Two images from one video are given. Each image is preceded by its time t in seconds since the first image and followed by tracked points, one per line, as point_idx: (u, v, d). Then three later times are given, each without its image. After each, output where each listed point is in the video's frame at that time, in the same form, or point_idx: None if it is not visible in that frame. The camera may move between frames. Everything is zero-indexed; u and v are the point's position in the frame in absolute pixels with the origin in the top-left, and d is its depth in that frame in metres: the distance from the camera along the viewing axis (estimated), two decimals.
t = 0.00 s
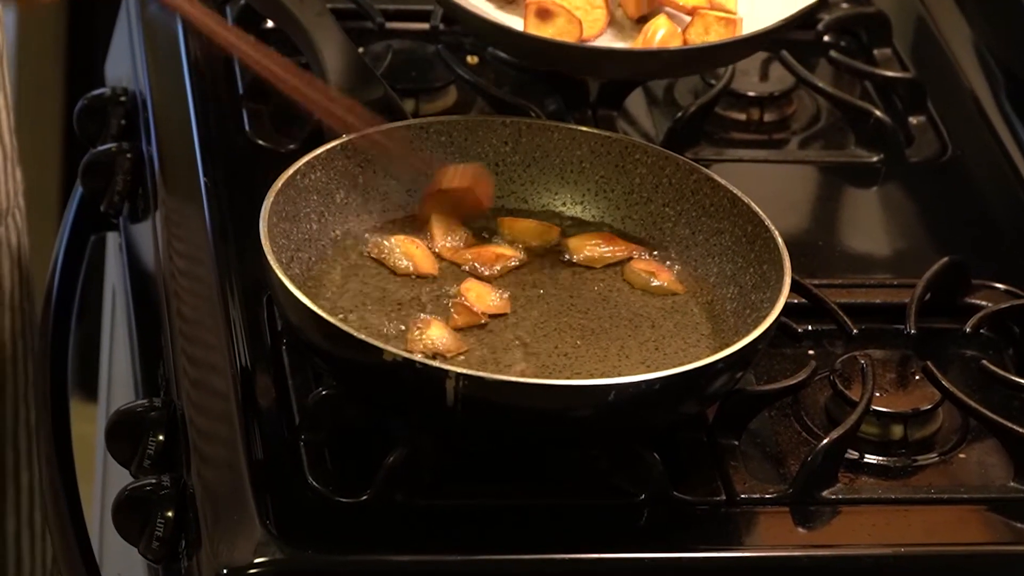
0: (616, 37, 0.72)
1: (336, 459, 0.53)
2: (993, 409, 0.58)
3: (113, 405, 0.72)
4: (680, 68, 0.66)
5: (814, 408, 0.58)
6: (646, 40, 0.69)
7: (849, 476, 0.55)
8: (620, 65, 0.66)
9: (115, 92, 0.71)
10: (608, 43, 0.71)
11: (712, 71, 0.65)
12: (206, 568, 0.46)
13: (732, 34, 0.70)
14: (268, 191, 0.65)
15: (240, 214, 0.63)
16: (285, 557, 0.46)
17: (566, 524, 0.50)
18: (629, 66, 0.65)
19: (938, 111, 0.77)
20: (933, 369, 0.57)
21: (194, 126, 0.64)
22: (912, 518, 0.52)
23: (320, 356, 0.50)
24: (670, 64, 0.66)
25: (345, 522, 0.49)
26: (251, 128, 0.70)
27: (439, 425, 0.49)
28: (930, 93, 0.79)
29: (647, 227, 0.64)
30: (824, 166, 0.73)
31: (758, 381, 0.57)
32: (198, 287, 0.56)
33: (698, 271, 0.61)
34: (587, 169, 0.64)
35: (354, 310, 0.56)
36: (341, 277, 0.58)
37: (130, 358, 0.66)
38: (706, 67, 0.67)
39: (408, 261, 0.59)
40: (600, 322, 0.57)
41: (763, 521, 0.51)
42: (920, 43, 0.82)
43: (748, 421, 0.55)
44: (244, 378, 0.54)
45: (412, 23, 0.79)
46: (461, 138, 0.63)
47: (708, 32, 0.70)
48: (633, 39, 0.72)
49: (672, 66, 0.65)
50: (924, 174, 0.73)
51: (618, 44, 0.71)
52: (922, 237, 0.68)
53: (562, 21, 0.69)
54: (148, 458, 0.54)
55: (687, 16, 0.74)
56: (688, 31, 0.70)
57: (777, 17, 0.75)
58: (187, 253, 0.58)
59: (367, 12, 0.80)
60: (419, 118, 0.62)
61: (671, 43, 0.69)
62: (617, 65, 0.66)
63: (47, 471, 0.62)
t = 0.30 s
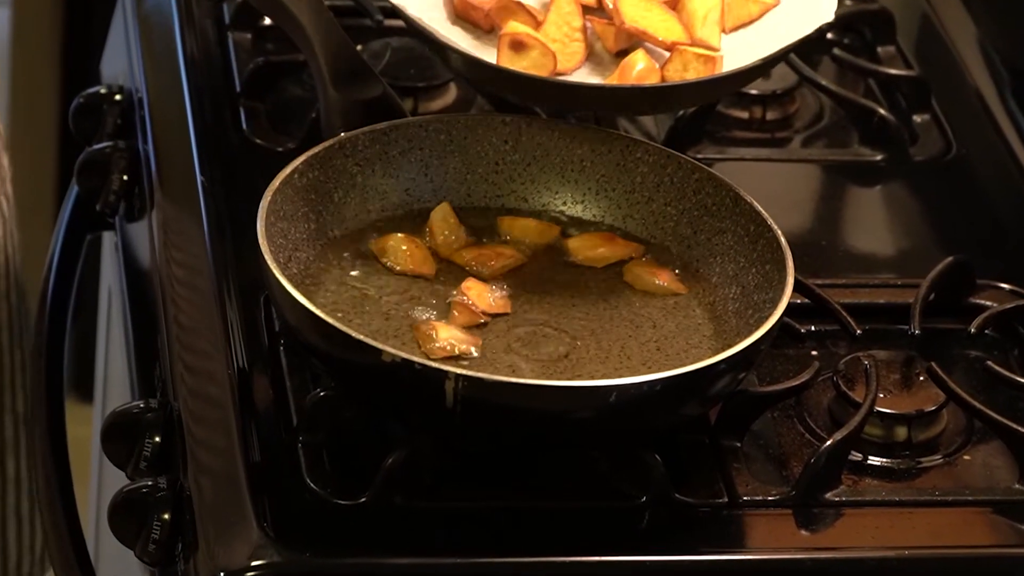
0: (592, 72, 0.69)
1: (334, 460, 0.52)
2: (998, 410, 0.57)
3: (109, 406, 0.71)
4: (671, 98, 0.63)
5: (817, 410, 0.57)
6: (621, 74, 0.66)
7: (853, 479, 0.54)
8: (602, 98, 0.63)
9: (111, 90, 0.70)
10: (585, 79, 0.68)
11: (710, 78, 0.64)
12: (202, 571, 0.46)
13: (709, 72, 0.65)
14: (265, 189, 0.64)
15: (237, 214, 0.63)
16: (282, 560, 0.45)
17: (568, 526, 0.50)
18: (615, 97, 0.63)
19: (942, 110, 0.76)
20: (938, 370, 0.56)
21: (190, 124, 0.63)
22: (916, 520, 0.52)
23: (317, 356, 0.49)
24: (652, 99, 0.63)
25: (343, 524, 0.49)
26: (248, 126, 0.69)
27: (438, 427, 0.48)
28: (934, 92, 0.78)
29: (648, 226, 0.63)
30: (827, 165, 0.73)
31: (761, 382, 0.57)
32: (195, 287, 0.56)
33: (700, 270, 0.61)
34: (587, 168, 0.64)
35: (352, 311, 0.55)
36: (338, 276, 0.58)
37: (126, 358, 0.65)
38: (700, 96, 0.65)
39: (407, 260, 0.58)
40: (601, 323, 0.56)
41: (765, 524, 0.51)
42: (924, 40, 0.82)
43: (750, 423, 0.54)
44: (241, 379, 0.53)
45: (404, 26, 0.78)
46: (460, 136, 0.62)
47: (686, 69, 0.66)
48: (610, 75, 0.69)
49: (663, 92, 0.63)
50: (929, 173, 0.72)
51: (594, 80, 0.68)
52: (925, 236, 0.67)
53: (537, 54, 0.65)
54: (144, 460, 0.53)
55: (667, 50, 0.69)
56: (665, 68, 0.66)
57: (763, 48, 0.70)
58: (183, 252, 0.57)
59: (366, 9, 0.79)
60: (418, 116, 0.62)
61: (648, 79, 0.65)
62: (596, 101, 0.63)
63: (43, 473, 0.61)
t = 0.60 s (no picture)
0: (596, 49, 0.69)
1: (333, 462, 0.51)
2: (1003, 411, 0.56)
3: (105, 407, 0.70)
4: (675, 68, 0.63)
5: (820, 411, 0.57)
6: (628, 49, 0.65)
7: (856, 480, 0.53)
8: (609, 72, 0.62)
9: (106, 87, 0.69)
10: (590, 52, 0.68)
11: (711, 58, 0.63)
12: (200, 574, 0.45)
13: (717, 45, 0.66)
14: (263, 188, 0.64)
15: (234, 213, 0.62)
16: (280, 564, 0.45)
17: (568, 529, 0.49)
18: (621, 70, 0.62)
19: (947, 108, 0.76)
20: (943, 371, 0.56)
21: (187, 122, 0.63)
22: (921, 522, 0.51)
23: (315, 357, 0.49)
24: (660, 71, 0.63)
25: (340, 526, 0.48)
26: (245, 125, 0.68)
27: (436, 428, 0.48)
28: (939, 90, 0.77)
29: (650, 225, 0.63)
30: (830, 164, 0.72)
31: (763, 382, 0.56)
32: (192, 287, 0.55)
33: (703, 270, 0.60)
34: (588, 167, 0.63)
35: (350, 310, 0.55)
36: (337, 276, 0.57)
37: (122, 359, 0.65)
38: (703, 72, 0.64)
39: (405, 259, 0.58)
40: (601, 323, 0.56)
41: (768, 526, 0.50)
42: (928, 38, 0.81)
43: (752, 424, 0.54)
44: (238, 379, 0.53)
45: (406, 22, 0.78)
46: (460, 135, 0.62)
47: (693, 43, 0.66)
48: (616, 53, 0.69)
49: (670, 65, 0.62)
50: (933, 172, 0.71)
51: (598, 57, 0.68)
52: (930, 236, 0.67)
53: (543, 29, 0.65)
54: (140, 462, 0.53)
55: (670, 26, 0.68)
56: (672, 42, 0.66)
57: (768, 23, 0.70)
58: (179, 251, 0.57)
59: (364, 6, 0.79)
60: (417, 115, 0.61)
61: (656, 52, 0.65)
62: (602, 76, 0.63)
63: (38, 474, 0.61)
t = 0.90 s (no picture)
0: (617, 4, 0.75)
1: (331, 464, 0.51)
2: (1007, 413, 0.56)
3: (101, 409, 0.70)
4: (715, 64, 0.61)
5: (823, 412, 0.56)
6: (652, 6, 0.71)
7: (860, 482, 0.53)
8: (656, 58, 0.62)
9: (102, 86, 0.69)
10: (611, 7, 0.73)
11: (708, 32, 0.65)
12: None
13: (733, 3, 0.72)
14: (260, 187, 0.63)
15: (232, 212, 0.61)
16: (278, 567, 0.44)
17: (568, 532, 0.49)
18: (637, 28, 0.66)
19: (951, 106, 0.75)
20: (947, 372, 0.55)
21: (184, 122, 0.62)
22: (925, 525, 0.51)
23: (313, 358, 0.48)
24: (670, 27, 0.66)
25: (338, 529, 0.47)
26: (243, 123, 0.68)
27: (435, 430, 0.47)
28: (942, 88, 0.77)
29: (651, 224, 0.62)
30: (833, 162, 0.71)
31: (766, 384, 0.56)
32: (189, 288, 0.54)
33: (704, 270, 0.59)
34: (588, 166, 0.63)
35: (348, 311, 0.54)
36: (335, 276, 0.57)
37: (119, 361, 0.64)
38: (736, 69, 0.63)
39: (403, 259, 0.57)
40: (602, 323, 0.55)
41: (771, 529, 0.50)
42: (932, 35, 0.81)
43: (754, 425, 0.53)
44: (236, 381, 0.52)
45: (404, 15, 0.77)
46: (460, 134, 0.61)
47: None
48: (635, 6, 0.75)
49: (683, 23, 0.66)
50: (937, 171, 0.71)
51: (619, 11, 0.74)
52: (934, 235, 0.66)
53: None
54: (137, 464, 0.52)
55: None
56: None
57: None
58: (175, 251, 0.56)
59: (363, 4, 0.78)
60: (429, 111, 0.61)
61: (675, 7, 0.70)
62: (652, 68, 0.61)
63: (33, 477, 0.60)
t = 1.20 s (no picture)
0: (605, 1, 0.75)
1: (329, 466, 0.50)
2: (1012, 414, 0.55)
3: (97, 410, 0.69)
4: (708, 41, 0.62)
5: (826, 413, 0.56)
6: (642, 4, 0.71)
7: (863, 484, 0.52)
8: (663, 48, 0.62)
9: (97, 83, 0.68)
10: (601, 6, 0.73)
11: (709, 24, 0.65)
12: None
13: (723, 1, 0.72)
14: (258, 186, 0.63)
15: (229, 211, 0.61)
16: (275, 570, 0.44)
17: (568, 534, 0.48)
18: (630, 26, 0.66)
19: (956, 105, 0.75)
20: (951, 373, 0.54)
21: (180, 120, 0.62)
22: (929, 527, 0.50)
23: (311, 358, 0.48)
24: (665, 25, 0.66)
25: (336, 531, 0.47)
26: (240, 122, 0.67)
27: (434, 431, 0.46)
28: (947, 86, 0.76)
29: (653, 223, 0.62)
30: (837, 161, 0.71)
31: (769, 385, 0.55)
32: (186, 288, 0.54)
33: (707, 270, 0.59)
34: (590, 165, 0.62)
35: (347, 312, 0.54)
36: (333, 276, 0.56)
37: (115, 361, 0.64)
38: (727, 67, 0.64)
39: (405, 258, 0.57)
40: (603, 323, 0.55)
41: (774, 531, 0.49)
42: (936, 33, 0.80)
43: (757, 426, 0.53)
44: (233, 382, 0.52)
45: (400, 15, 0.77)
46: (459, 133, 0.61)
47: None
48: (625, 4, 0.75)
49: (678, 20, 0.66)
50: (941, 170, 0.70)
51: (609, 7, 0.74)
52: (938, 235, 0.66)
53: None
54: (133, 466, 0.52)
55: None
56: None
57: None
58: (172, 251, 0.56)
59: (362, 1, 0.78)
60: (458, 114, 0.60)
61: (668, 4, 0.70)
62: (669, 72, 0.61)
63: (27, 477, 0.60)
